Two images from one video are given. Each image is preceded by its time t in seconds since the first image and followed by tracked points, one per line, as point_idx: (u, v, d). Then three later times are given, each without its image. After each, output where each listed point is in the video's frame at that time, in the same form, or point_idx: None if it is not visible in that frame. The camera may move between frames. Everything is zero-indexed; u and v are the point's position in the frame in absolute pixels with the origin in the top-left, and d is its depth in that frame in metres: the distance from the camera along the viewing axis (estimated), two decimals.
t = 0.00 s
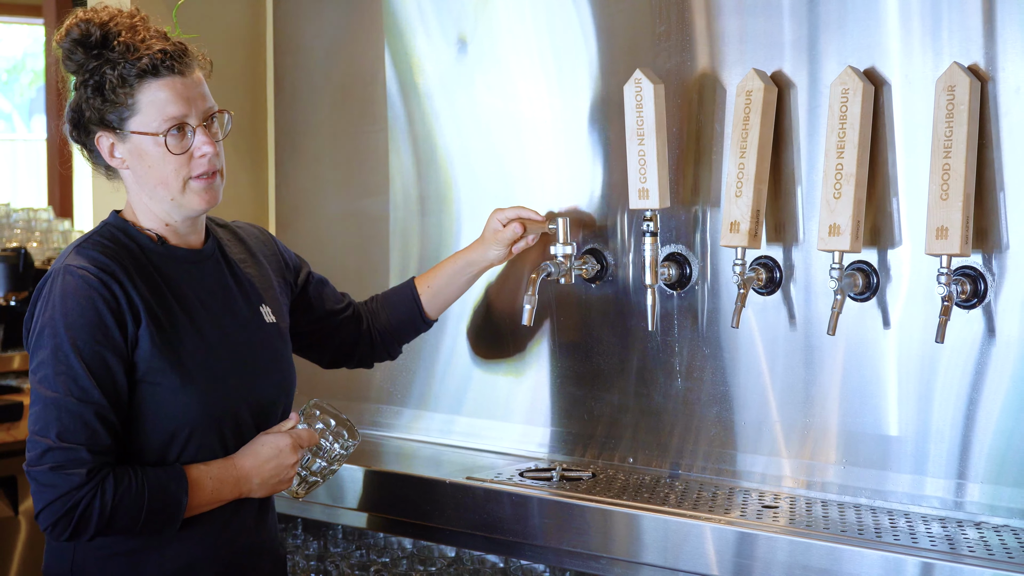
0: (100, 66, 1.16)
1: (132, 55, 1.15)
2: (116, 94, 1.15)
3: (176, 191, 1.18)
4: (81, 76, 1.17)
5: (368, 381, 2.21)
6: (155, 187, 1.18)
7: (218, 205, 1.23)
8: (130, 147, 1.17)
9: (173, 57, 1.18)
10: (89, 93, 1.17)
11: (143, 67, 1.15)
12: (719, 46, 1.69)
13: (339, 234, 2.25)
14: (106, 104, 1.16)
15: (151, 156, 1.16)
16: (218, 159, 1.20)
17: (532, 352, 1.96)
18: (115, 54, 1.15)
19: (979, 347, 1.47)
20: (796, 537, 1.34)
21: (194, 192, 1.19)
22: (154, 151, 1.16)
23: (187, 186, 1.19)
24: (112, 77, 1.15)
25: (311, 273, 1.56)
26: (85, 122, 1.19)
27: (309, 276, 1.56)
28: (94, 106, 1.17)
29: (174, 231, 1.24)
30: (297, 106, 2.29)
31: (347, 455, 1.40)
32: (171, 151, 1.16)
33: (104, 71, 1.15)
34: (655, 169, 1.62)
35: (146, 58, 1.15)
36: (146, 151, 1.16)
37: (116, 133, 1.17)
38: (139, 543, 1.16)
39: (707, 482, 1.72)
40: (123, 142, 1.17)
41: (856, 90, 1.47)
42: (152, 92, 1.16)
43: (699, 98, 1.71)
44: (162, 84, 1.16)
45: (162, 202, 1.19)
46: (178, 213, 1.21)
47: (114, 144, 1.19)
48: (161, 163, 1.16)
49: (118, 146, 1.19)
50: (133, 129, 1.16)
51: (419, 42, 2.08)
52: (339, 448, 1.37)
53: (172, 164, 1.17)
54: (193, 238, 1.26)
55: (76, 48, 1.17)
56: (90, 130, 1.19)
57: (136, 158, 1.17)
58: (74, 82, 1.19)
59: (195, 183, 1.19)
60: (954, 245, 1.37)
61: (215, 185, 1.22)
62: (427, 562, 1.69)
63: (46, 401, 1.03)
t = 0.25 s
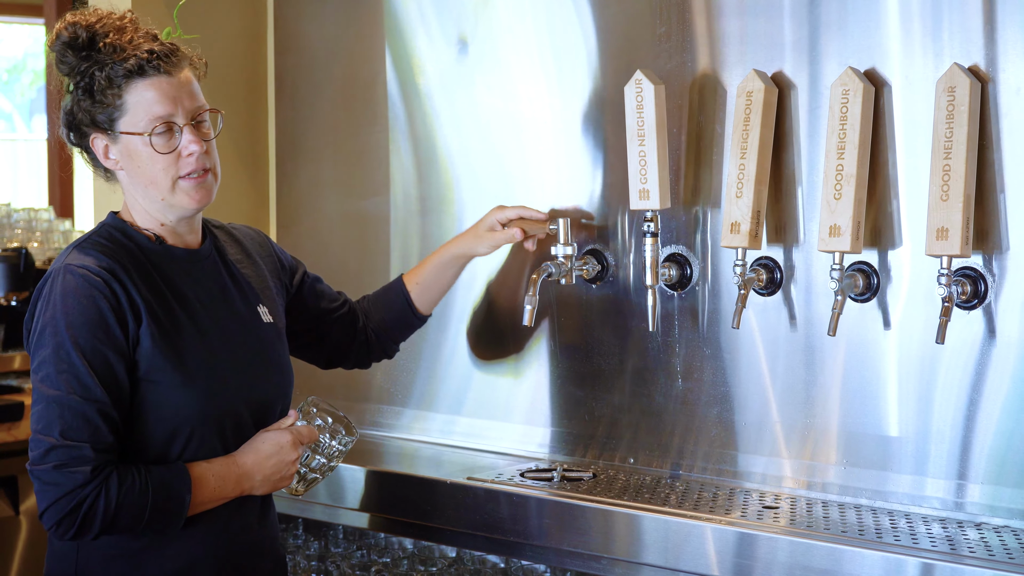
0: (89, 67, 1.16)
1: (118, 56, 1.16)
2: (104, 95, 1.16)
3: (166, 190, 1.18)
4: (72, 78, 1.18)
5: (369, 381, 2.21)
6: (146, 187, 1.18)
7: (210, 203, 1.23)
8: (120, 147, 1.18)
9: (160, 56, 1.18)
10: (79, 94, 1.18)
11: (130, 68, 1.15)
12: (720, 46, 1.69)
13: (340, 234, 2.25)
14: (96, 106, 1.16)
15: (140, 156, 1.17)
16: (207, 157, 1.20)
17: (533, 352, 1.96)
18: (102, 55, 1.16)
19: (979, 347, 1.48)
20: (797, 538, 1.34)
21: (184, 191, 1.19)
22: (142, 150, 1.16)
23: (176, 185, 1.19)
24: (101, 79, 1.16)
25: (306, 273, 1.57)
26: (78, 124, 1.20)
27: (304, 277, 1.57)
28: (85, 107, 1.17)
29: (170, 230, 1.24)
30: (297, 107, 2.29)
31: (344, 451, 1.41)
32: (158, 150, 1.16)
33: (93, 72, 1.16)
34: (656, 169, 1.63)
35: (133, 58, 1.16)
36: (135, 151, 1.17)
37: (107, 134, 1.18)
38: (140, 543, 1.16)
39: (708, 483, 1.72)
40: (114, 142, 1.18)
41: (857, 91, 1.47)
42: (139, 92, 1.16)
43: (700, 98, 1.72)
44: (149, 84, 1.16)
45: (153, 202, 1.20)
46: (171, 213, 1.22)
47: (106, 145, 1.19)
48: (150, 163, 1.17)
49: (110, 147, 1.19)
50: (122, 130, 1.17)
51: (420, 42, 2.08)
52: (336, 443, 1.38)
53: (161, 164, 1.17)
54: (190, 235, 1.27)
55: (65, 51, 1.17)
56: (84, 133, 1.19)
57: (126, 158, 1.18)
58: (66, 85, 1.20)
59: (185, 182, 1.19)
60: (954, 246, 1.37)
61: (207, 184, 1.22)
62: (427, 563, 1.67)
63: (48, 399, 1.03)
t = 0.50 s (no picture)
0: (92, 67, 1.18)
1: (118, 57, 1.17)
2: (104, 95, 1.17)
3: (161, 190, 1.19)
4: (77, 78, 1.20)
5: (372, 382, 2.21)
6: (142, 187, 1.19)
7: (206, 205, 1.23)
8: (119, 147, 1.19)
9: (159, 57, 1.18)
10: (82, 94, 1.19)
11: (128, 68, 1.16)
12: (723, 48, 1.69)
13: (342, 235, 2.26)
14: (96, 106, 1.18)
15: (136, 156, 1.17)
16: (201, 158, 1.20)
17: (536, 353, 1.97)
18: (103, 55, 1.17)
19: (981, 348, 1.48)
20: (799, 538, 1.34)
21: (177, 192, 1.19)
22: (138, 151, 1.17)
23: (171, 186, 1.19)
24: (101, 79, 1.17)
25: (305, 272, 1.59)
26: (82, 124, 1.21)
27: (303, 276, 1.58)
28: (87, 107, 1.19)
29: (171, 231, 1.25)
30: (299, 107, 2.30)
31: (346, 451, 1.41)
32: (153, 151, 1.17)
33: (94, 72, 1.18)
34: (659, 171, 1.63)
35: (131, 59, 1.17)
36: (131, 151, 1.18)
37: (108, 135, 1.19)
38: (146, 543, 1.16)
39: (711, 483, 1.72)
40: (114, 143, 1.19)
41: (860, 93, 1.47)
42: (137, 92, 1.17)
43: (702, 100, 1.72)
44: (146, 84, 1.17)
45: (150, 202, 1.20)
46: (168, 215, 1.22)
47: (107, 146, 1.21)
48: (145, 163, 1.17)
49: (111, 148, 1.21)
50: (120, 130, 1.18)
51: (421, 44, 2.09)
52: (338, 442, 1.38)
53: (155, 164, 1.17)
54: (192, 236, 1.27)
55: (70, 51, 1.20)
56: (88, 132, 1.21)
57: (125, 159, 1.19)
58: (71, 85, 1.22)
59: (178, 183, 1.19)
60: (956, 247, 1.38)
61: (202, 186, 1.21)
62: (431, 563, 1.64)
63: (57, 396, 1.04)
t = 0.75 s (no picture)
0: (108, 63, 1.19)
1: (135, 53, 1.18)
2: (119, 90, 1.18)
3: (172, 186, 1.19)
4: (92, 74, 1.21)
5: (374, 382, 2.22)
6: (154, 183, 1.20)
7: (217, 202, 1.23)
8: (132, 143, 1.20)
9: (176, 55, 1.19)
10: (97, 90, 1.20)
11: (144, 65, 1.17)
12: (725, 49, 1.70)
13: (345, 235, 2.26)
14: (110, 101, 1.18)
15: (149, 152, 1.18)
16: (214, 156, 1.20)
17: (538, 352, 1.97)
18: (120, 51, 1.18)
19: (982, 348, 1.48)
20: (800, 536, 1.35)
21: (189, 187, 1.20)
22: (151, 146, 1.18)
23: (183, 182, 1.19)
24: (117, 75, 1.18)
25: (310, 271, 1.57)
26: (96, 120, 1.22)
27: (308, 275, 1.57)
28: (101, 103, 1.20)
29: (177, 230, 1.25)
30: (302, 107, 2.30)
31: (348, 448, 1.41)
32: (166, 147, 1.18)
33: (110, 68, 1.18)
34: (661, 171, 1.64)
35: (148, 56, 1.17)
36: (145, 147, 1.18)
37: (122, 131, 1.20)
38: (150, 541, 1.17)
39: (712, 482, 1.73)
40: (127, 139, 1.20)
41: (861, 93, 1.48)
42: (152, 88, 1.18)
43: (704, 100, 1.73)
44: (161, 80, 1.18)
45: (161, 198, 1.21)
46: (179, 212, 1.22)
47: (120, 142, 1.21)
48: (157, 159, 1.18)
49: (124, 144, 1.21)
50: (134, 126, 1.18)
51: (422, 44, 2.09)
52: (340, 440, 1.39)
53: (169, 160, 1.18)
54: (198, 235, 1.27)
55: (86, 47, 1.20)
56: (101, 128, 1.22)
57: (138, 155, 1.19)
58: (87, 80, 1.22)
59: (191, 179, 1.20)
60: (958, 247, 1.38)
61: (214, 182, 1.22)
62: (434, 561, 1.68)
63: (61, 396, 1.04)
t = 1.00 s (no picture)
0: (129, 62, 1.20)
1: (157, 51, 1.19)
2: (139, 88, 1.19)
3: (184, 187, 1.20)
4: (115, 72, 1.22)
5: (375, 382, 2.22)
6: (167, 183, 1.20)
7: (228, 207, 1.23)
8: (149, 142, 1.20)
9: (197, 55, 1.20)
10: (117, 88, 1.21)
11: (164, 64, 1.18)
12: (726, 50, 1.70)
13: (347, 235, 2.27)
14: (129, 99, 1.19)
15: (164, 152, 1.19)
16: (227, 159, 1.21)
17: (539, 353, 1.98)
18: (143, 50, 1.19)
19: (981, 348, 1.49)
20: (800, 536, 1.36)
21: (200, 190, 1.20)
22: (167, 146, 1.18)
23: (195, 184, 1.20)
24: (137, 73, 1.19)
25: (320, 271, 1.58)
26: (115, 118, 1.23)
27: (319, 274, 1.57)
28: (120, 101, 1.20)
29: (188, 233, 1.24)
30: (304, 107, 2.31)
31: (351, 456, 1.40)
32: (181, 147, 1.18)
33: (131, 66, 1.19)
34: (661, 172, 1.65)
35: (168, 55, 1.18)
36: (161, 146, 1.19)
37: (140, 130, 1.21)
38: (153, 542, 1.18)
39: (711, 481, 1.74)
40: (144, 138, 1.21)
41: (860, 94, 1.48)
42: (171, 88, 1.18)
43: (703, 101, 1.73)
44: (180, 81, 1.19)
45: (173, 200, 1.21)
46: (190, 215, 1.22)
47: (137, 141, 1.22)
48: (171, 158, 1.19)
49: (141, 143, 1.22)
50: (152, 125, 1.19)
51: (422, 45, 2.10)
52: (344, 447, 1.38)
53: (182, 161, 1.18)
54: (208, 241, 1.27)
55: (110, 44, 1.21)
56: (119, 126, 1.23)
57: (153, 154, 1.20)
58: (109, 77, 1.23)
59: (203, 182, 1.20)
60: (955, 248, 1.39)
61: (226, 187, 1.22)
62: (435, 561, 1.68)
63: (60, 400, 1.04)
